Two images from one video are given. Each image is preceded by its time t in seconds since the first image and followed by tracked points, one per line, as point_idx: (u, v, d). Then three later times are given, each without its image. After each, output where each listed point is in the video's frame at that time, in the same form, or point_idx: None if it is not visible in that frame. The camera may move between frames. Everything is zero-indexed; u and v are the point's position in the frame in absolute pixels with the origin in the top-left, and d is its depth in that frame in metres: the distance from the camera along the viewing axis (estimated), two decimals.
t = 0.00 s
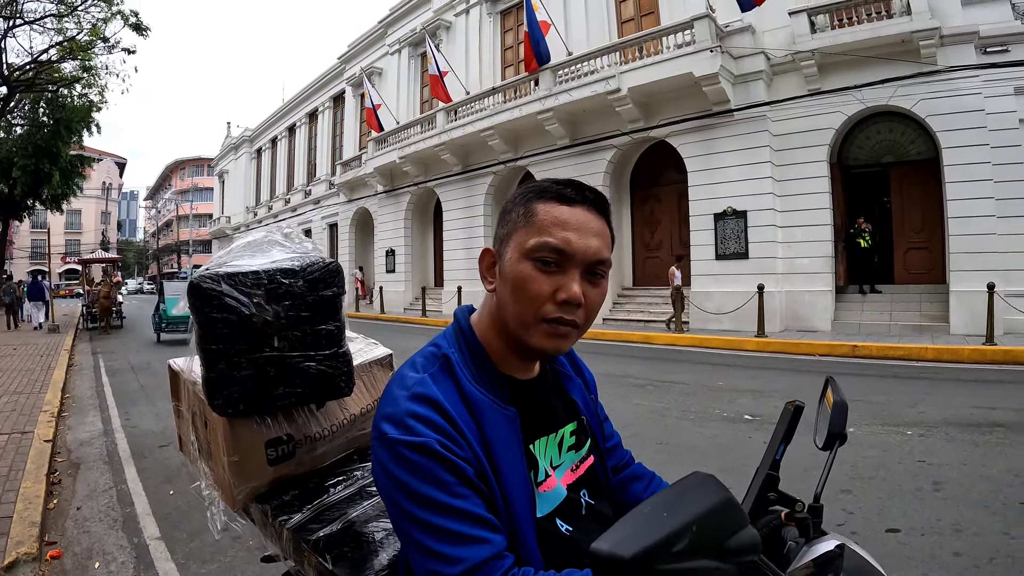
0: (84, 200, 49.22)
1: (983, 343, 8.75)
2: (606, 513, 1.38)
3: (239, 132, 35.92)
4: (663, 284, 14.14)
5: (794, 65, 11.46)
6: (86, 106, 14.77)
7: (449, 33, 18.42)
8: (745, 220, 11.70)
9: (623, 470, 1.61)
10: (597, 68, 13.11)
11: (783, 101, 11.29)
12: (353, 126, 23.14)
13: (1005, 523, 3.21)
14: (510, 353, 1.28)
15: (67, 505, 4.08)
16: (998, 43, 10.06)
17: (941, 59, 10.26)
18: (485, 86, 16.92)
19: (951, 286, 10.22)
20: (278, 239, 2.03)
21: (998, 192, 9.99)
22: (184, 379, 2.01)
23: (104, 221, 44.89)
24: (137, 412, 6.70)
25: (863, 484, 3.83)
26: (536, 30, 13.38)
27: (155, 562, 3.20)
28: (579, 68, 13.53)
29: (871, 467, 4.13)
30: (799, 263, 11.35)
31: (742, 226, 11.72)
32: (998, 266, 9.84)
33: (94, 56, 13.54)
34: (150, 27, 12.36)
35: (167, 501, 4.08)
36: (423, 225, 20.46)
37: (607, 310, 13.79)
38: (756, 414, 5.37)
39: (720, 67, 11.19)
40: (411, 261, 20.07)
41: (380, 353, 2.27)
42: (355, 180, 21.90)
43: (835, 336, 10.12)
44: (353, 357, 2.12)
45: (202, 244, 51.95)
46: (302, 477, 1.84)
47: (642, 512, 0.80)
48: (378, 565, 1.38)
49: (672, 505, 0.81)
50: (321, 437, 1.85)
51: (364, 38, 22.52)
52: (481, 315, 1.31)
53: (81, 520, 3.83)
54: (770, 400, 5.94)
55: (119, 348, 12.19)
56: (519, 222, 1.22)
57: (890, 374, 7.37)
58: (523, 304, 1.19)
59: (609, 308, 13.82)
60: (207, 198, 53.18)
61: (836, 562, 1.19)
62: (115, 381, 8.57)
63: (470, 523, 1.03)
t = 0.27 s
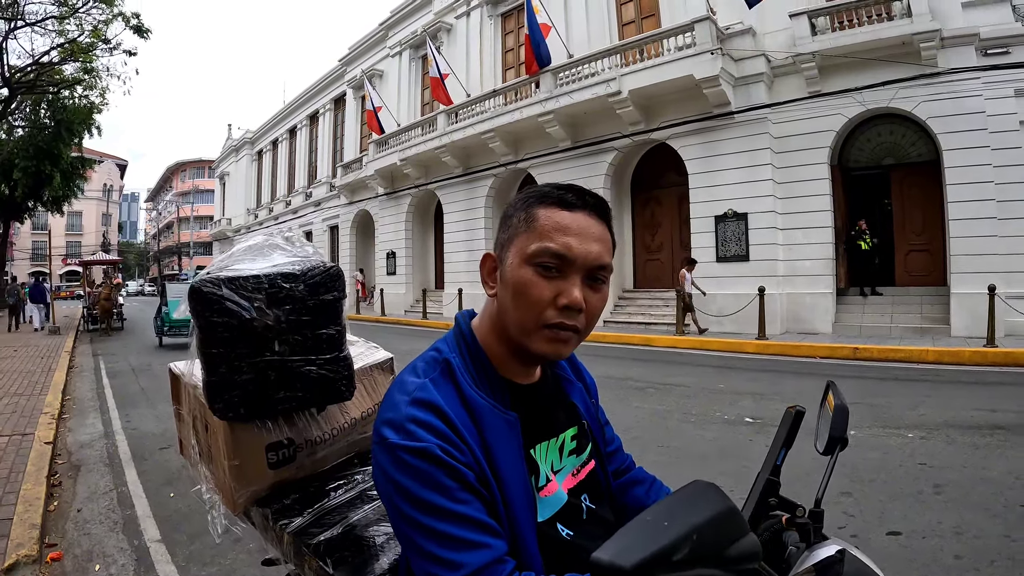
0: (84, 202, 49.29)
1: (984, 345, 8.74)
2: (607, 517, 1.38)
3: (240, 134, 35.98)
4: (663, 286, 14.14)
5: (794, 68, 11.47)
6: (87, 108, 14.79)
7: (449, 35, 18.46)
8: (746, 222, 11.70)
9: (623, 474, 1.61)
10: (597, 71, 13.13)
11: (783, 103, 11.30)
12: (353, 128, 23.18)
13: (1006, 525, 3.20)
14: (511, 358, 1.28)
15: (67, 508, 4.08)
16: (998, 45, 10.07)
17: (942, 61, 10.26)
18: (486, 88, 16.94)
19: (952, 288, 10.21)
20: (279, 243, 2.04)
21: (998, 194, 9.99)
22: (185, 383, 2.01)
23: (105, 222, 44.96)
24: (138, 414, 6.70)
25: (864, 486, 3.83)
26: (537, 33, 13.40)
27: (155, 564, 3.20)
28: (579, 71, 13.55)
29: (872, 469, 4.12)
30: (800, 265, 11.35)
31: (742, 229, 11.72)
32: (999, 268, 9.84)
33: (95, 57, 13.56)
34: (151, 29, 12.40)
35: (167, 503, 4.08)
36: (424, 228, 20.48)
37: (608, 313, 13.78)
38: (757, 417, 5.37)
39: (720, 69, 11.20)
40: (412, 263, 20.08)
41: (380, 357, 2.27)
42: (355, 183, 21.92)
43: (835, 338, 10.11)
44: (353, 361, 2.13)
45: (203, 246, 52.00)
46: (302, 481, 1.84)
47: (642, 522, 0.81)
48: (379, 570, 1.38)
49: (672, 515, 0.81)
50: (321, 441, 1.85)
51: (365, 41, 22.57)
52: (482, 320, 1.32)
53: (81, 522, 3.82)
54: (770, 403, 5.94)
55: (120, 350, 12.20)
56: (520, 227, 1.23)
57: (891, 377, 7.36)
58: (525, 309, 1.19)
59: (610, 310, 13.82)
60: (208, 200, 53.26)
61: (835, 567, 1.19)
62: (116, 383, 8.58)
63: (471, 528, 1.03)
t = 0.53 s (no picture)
0: (86, 204, 49.34)
1: (986, 347, 8.71)
2: (608, 523, 1.36)
3: (241, 136, 36.03)
4: (664, 288, 14.12)
5: (795, 69, 11.46)
6: (88, 109, 14.80)
7: (450, 37, 18.48)
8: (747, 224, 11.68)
9: (625, 479, 1.58)
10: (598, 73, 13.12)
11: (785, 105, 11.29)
12: (354, 130, 23.19)
13: (1009, 528, 3.17)
14: (510, 361, 1.26)
15: (66, 510, 4.06)
16: (999, 46, 10.06)
17: (943, 62, 10.24)
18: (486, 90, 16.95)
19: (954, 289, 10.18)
20: (278, 245, 2.02)
21: (1000, 195, 9.96)
22: (182, 385, 1.99)
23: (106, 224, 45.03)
24: (138, 416, 6.69)
25: (865, 489, 3.80)
26: (537, 35, 13.40)
27: (154, 567, 3.18)
28: (580, 73, 13.55)
29: (874, 472, 4.10)
30: (801, 267, 11.32)
31: (744, 231, 11.69)
32: (1001, 269, 9.80)
33: (96, 59, 13.57)
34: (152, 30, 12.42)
35: (167, 505, 4.06)
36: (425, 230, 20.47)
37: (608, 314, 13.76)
38: (758, 419, 5.34)
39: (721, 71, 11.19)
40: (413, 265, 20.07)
41: (379, 359, 2.26)
42: (356, 185, 21.94)
43: (837, 340, 10.09)
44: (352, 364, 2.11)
45: (204, 248, 52.04)
46: (300, 485, 1.83)
47: (647, 535, 0.79)
48: None
49: (676, 527, 0.79)
50: (320, 444, 1.83)
51: (366, 43, 22.60)
52: (481, 323, 1.29)
53: (80, 524, 3.80)
54: (772, 405, 5.91)
55: (120, 352, 12.19)
56: (521, 228, 1.21)
57: (893, 379, 7.33)
58: (525, 311, 1.17)
59: (611, 312, 13.79)
60: (209, 202, 53.33)
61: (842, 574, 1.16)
62: (116, 385, 8.56)
63: (471, 535, 1.01)
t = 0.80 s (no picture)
0: (87, 206, 49.42)
1: (987, 349, 8.69)
2: (610, 526, 1.35)
3: (242, 138, 36.09)
4: (665, 290, 14.12)
5: (796, 71, 11.46)
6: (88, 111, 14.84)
7: (451, 39, 18.51)
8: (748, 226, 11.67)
9: (626, 482, 1.57)
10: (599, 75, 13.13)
11: (785, 107, 11.29)
12: (355, 132, 23.22)
13: (1011, 530, 3.16)
14: (511, 365, 1.25)
15: (67, 511, 4.06)
16: (1000, 48, 10.07)
17: (944, 64, 10.24)
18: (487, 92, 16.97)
19: (955, 291, 10.16)
20: (278, 248, 2.02)
21: (1001, 197, 9.95)
22: (182, 388, 1.99)
23: (108, 225, 45.13)
24: (139, 418, 6.68)
25: (867, 492, 3.78)
26: (538, 37, 13.42)
27: (154, 569, 3.17)
28: (581, 75, 13.57)
29: (875, 474, 4.08)
30: (802, 269, 11.31)
31: (744, 233, 11.69)
32: (1002, 271, 9.79)
33: (98, 60, 13.61)
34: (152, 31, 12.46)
35: (167, 508, 4.05)
36: (426, 231, 20.49)
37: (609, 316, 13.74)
38: (759, 422, 5.33)
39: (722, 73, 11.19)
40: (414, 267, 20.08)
41: (380, 362, 2.25)
42: (357, 187, 21.97)
43: (838, 342, 10.07)
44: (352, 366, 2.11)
45: (205, 250, 52.09)
46: (301, 488, 1.82)
47: (649, 542, 0.79)
48: None
49: (678, 534, 0.79)
50: (320, 447, 1.83)
51: (367, 45, 22.64)
52: (482, 326, 1.29)
53: (81, 526, 3.80)
54: (773, 407, 5.89)
55: (121, 354, 12.19)
56: (521, 232, 1.20)
57: (894, 381, 7.31)
58: (525, 315, 1.17)
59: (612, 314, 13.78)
60: (210, 204, 53.40)
61: None
62: (117, 387, 8.57)
63: (471, 539, 1.00)
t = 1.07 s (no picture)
0: (88, 208, 49.48)
1: (987, 350, 8.68)
2: (611, 527, 1.35)
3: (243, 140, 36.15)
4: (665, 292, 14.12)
5: (796, 73, 11.47)
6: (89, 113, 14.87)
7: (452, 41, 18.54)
8: (749, 228, 11.67)
9: (628, 482, 1.57)
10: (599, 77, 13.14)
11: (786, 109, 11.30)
12: (355, 134, 23.25)
13: (1012, 532, 3.15)
14: (512, 366, 1.25)
15: (67, 513, 4.05)
16: (1000, 49, 10.07)
17: (944, 65, 10.23)
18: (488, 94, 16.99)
19: (955, 293, 10.16)
20: (278, 249, 2.03)
21: (1001, 198, 9.94)
22: (182, 389, 1.99)
23: (108, 227, 45.20)
24: (139, 420, 6.68)
25: (868, 493, 3.77)
26: (539, 39, 13.44)
27: (153, 571, 3.17)
28: (581, 77, 13.58)
29: (876, 476, 4.08)
30: (803, 271, 11.31)
31: (745, 235, 11.69)
32: (1002, 272, 9.78)
33: (98, 62, 13.65)
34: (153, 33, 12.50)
35: (167, 509, 4.05)
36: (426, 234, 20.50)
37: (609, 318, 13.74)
38: (760, 423, 5.32)
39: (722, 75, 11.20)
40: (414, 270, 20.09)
41: (380, 364, 2.25)
42: (358, 189, 22.00)
43: (838, 344, 10.06)
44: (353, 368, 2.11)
45: (205, 252, 52.12)
46: (301, 489, 1.82)
47: (648, 542, 0.78)
48: None
49: (678, 535, 0.79)
50: (320, 449, 1.83)
51: (367, 47, 22.68)
52: (482, 327, 1.29)
53: (81, 527, 3.80)
54: (774, 409, 5.89)
55: (121, 355, 12.19)
56: (520, 233, 1.20)
57: (895, 382, 7.30)
58: (525, 316, 1.17)
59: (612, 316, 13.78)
60: (210, 206, 53.45)
61: None
62: (117, 388, 8.57)
63: (472, 539, 0.99)
